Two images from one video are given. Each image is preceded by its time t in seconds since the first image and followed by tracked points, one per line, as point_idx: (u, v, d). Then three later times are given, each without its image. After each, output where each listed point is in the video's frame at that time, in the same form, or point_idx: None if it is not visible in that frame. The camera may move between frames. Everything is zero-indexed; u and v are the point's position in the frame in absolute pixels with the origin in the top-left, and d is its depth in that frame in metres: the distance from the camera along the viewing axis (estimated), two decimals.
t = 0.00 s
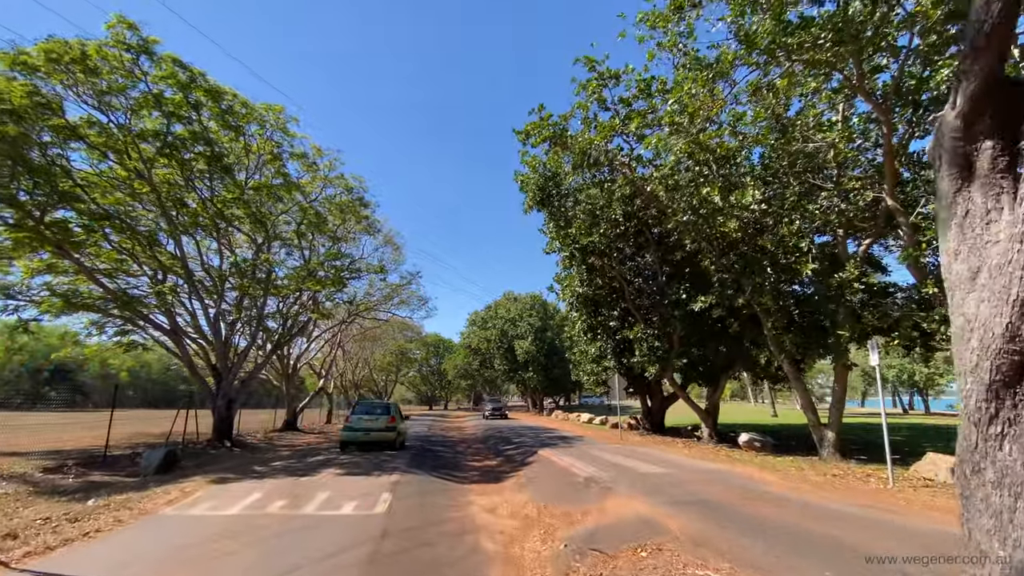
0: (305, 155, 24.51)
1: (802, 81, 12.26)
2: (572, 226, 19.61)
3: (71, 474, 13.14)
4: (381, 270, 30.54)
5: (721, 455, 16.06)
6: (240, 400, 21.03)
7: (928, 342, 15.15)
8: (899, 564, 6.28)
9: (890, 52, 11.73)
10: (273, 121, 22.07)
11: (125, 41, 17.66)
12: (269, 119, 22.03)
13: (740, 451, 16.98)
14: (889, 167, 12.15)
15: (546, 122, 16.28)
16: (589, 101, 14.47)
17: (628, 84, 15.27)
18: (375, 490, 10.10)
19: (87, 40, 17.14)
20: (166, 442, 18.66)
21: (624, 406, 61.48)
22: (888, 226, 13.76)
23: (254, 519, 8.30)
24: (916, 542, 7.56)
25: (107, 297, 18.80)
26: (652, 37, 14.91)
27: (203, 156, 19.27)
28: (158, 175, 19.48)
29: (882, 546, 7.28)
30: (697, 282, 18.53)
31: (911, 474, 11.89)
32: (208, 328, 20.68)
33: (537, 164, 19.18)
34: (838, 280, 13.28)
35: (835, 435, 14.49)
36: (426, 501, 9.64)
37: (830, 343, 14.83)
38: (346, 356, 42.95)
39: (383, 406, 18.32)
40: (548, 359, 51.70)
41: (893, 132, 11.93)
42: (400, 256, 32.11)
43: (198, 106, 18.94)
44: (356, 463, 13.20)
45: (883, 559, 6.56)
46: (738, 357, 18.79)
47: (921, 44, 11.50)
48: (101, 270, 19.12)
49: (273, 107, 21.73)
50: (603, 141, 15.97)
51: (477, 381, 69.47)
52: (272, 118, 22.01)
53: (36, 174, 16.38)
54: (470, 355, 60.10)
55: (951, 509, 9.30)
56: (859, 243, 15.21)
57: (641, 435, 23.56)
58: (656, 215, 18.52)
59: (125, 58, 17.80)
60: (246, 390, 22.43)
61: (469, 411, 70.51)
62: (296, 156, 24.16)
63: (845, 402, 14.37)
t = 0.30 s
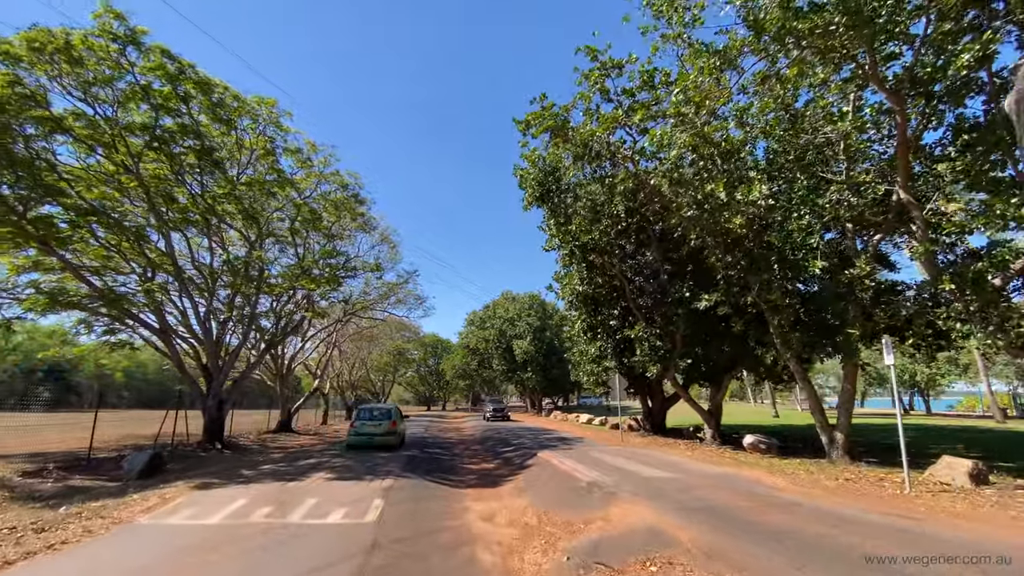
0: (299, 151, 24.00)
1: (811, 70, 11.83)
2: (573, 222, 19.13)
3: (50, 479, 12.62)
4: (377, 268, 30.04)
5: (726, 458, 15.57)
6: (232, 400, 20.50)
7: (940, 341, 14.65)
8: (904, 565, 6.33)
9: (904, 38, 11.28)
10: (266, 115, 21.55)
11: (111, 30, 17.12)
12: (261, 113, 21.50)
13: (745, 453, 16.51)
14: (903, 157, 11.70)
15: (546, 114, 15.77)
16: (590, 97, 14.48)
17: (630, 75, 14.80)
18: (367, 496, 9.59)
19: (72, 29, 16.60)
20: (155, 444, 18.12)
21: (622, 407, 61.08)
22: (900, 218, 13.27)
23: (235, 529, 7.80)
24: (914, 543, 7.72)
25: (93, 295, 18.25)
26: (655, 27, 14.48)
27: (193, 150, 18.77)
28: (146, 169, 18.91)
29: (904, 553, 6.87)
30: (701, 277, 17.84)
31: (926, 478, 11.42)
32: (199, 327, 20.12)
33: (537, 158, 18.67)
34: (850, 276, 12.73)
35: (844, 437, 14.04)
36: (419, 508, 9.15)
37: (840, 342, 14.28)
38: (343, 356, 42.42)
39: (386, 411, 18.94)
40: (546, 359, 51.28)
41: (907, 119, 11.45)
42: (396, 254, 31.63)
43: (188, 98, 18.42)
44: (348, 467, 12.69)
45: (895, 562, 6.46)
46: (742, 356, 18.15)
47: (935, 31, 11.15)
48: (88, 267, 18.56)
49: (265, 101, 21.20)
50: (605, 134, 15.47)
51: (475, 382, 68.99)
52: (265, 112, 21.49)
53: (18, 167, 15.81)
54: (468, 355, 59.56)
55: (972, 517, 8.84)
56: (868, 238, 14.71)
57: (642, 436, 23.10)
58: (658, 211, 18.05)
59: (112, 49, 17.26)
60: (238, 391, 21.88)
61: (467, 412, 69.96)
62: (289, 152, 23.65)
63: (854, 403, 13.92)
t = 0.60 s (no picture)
0: (294, 145, 23.51)
1: (823, 55, 11.40)
2: (574, 217, 18.68)
3: (30, 481, 12.12)
4: (373, 266, 29.55)
5: (731, 458, 15.13)
6: (224, 400, 19.99)
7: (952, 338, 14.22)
8: (905, 567, 6.07)
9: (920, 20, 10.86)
10: (260, 107, 21.03)
11: (99, 17, 16.58)
12: (255, 106, 21.03)
13: (751, 454, 16.06)
14: (918, 147, 11.28)
15: (547, 104, 15.28)
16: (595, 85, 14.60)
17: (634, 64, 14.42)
18: (357, 500, 9.10)
19: (57, 16, 16.06)
20: (144, 445, 17.61)
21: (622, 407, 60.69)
22: (914, 210, 12.83)
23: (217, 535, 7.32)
24: (903, 540, 7.62)
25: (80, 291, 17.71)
26: (660, 15, 14.05)
27: (184, 142, 18.25)
28: (136, 162, 18.41)
29: (928, 557, 6.44)
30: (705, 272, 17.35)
31: (943, 480, 10.98)
32: (190, 324, 19.60)
33: (537, 150, 18.20)
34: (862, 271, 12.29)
35: (854, 437, 13.61)
36: (414, 512, 8.68)
37: (850, 339, 13.84)
38: (339, 356, 41.89)
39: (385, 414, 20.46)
40: (545, 359, 50.85)
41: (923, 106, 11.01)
42: (393, 252, 31.13)
43: (178, 88, 17.91)
44: (340, 469, 12.20)
45: (901, 565, 6.18)
46: (747, 354, 17.63)
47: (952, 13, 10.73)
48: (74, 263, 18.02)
49: (258, 93, 20.71)
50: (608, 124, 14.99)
51: (473, 382, 68.48)
52: (258, 104, 20.98)
53: None
54: (466, 354, 59.05)
55: (996, 521, 8.40)
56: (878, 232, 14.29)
57: (643, 436, 22.65)
58: (661, 205, 17.62)
59: (99, 36, 16.73)
60: (230, 390, 21.36)
61: (465, 412, 69.47)
62: (284, 146, 23.13)
63: (865, 402, 13.46)
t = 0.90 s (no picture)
0: (290, 139, 23.01)
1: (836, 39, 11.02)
2: (575, 211, 18.28)
3: (10, 482, 11.63)
4: (371, 263, 29.10)
5: (738, 459, 14.68)
6: (217, 399, 19.50)
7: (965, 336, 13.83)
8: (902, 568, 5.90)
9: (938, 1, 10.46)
10: (254, 99, 20.56)
11: (87, 4, 16.08)
12: (249, 98, 20.55)
13: (757, 454, 15.63)
14: (935, 134, 10.95)
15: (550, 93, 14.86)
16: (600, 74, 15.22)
17: (638, 51, 14.02)
18: (349, 503, 8.64)
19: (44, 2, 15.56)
20: (133, 444, 17.13)
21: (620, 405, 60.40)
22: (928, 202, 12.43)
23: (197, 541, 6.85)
24: (902, 538, 7.44)
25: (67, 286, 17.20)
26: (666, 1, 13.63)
27: (175, 134, 17.76)
28: (125, 154, 17.93)
29: (958, 563, 6.02)
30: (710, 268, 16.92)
31: (962, 481, 10.54)
32: (181, 321, 19.09)
33: (539, 142, 17.79)
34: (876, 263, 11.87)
35: (866, 436, 13.27)
36: (410, 516, 8.22)
37: (861, 335, 13.41)
38: (337, 354, 41.41)
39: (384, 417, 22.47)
40: (544, 358, 50.44)
41: (939, 92, 10.70)
42: (391, 248, 30.68)
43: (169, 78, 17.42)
44: (333, 470, 11.72)
45: (900, 566, 5.98)
46: (752, 354, 17.10)
47: None
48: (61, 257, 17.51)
49: (253, 85, 20.23)
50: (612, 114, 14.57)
51: (472, 381, 68.04)
52: (252, 96, 20.51)
53: None
54: (465, 353, 58.58)
55: None
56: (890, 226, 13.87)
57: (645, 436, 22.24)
58: (665, 199, 17.23)
59: (87, 24, 16.24)
60: (223, 388, 20.86)
61: (464, 411, 69.06)
62: (279, 139, 22.63)
63: (876, 400, 13.12)
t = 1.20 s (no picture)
0: (285, 133, 22.50)
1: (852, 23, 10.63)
2: (577, 206, 17.81)
3: None
4: (368, 260, 28.61)
5: (745, 460, 14.24)
6: (209, 398, 19.00)
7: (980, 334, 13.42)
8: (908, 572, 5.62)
9: None
10: (248, 92, 20.08)
11: None
12: (242, 90, 20.04)
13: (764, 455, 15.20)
14: (954, 121, 10.68)
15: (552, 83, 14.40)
16: (604, 63, 14.76)
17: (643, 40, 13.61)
18: (341, 509, 8.14)
19: None
20: (122, 445, 16.64)
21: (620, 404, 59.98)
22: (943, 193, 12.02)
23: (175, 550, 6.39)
24: (905, 541, 7.16)
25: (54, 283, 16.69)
26: None
27: (166, 126, 17.25)
28: (114, 147, 17.42)
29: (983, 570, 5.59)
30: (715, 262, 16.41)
31: (982, 483, 10.10)
32: (172, 319, 18.57)
33: (540, 135, 17.33)
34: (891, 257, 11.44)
35: (877, 436, 12.84)
36: (405, 523, 7.77)
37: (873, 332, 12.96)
38: (334, 354, 40.89)
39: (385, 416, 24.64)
40: (544, 357, 49.96)
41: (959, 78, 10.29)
42: (388, 245, 30.19)
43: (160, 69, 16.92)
44: (325, 473, 11.22)
45: (903, 568, 5.74)
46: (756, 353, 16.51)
47: None
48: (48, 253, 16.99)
49: (246, 77, 19.71)
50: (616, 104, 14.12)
51: (471, 380, 67.56)
52: (246, 89, 20.02)
53: None
54: (464, 353, 58.07)
55: None
56: (902, 220, 13.46)
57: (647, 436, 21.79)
58: (669, 193, 16.79)
59: (75, 12, 15.72)
60: (216, 388, 20.34)
61: (463, 411, 68.56)
62: (274, 133, 22.10)
63: (888, 399, 12.71)
